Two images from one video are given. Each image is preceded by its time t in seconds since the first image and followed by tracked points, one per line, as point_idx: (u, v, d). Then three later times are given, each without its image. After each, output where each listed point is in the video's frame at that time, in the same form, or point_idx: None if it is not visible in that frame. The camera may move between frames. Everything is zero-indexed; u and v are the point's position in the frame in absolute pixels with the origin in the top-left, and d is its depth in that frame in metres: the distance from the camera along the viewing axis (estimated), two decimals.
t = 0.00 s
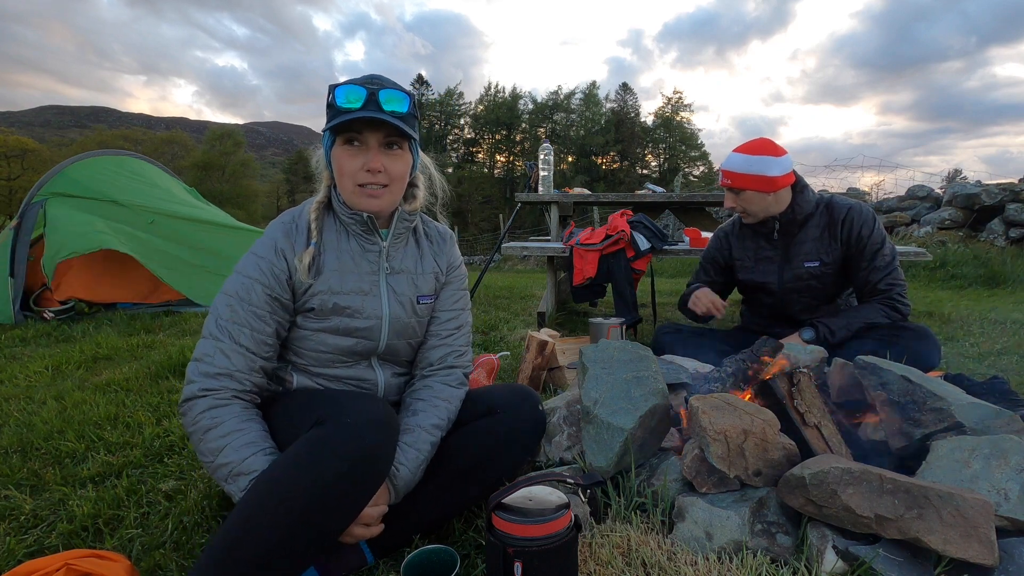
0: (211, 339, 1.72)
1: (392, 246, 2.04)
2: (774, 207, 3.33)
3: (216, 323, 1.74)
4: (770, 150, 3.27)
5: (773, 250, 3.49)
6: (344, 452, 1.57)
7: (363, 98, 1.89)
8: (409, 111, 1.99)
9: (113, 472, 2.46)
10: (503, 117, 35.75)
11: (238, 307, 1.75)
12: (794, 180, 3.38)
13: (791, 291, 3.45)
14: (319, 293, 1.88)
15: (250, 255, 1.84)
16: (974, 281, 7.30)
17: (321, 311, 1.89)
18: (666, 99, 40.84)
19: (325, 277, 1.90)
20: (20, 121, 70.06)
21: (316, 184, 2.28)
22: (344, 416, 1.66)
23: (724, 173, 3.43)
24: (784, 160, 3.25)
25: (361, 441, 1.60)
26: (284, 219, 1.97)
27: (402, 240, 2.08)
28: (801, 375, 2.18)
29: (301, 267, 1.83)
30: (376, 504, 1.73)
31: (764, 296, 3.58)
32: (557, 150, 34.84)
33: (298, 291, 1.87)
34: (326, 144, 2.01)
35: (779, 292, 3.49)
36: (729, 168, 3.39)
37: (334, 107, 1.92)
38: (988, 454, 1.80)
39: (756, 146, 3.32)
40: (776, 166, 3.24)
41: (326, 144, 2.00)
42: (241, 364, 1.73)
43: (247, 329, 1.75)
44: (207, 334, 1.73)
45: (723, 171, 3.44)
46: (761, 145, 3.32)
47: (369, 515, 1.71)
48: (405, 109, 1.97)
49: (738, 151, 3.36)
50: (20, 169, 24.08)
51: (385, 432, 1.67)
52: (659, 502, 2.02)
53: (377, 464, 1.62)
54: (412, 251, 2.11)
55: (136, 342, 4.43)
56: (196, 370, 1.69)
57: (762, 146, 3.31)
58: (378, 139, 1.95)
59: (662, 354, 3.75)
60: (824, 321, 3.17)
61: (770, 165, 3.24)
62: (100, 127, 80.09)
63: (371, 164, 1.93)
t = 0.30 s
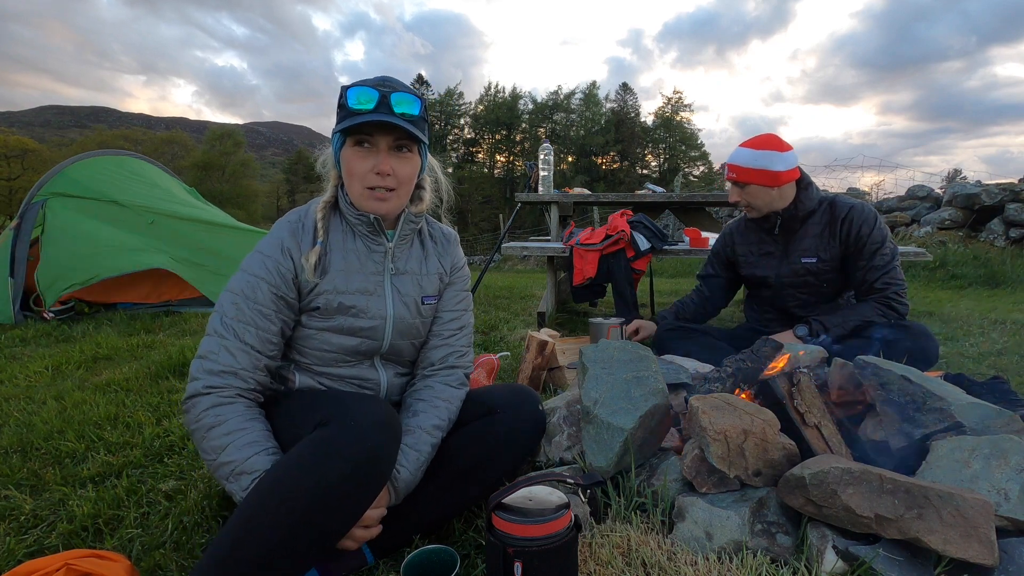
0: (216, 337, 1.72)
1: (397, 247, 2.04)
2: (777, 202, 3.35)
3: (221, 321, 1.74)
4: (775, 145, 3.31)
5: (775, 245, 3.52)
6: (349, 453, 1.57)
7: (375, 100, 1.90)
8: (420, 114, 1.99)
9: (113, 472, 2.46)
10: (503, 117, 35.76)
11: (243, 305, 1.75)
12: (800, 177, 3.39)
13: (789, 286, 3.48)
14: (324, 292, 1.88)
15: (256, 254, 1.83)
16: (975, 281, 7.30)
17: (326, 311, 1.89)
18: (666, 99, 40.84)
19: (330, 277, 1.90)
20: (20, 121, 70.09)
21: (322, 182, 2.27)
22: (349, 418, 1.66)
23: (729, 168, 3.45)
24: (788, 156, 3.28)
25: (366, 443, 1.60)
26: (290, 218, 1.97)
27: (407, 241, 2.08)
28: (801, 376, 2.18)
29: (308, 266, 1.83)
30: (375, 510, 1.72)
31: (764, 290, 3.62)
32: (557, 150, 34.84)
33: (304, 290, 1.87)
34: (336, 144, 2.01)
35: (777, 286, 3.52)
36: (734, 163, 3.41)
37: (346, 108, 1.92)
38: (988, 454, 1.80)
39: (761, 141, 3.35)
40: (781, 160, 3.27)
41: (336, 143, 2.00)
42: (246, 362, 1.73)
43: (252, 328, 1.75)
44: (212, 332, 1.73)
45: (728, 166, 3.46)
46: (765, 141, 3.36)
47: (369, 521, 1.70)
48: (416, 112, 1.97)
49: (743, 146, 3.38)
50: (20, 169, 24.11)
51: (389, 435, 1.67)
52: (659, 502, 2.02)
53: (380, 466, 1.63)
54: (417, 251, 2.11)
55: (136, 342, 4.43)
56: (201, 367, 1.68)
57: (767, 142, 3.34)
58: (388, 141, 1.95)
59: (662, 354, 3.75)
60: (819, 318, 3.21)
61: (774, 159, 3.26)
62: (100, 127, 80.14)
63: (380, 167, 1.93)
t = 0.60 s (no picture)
0: (223, 336, 1.72)
1: (403, 247, 2.04)
2: (782, 200, 3.35)
3: (227, 320, 1.73)
4: (782, 144, 3.31)
5: (778, 244, 3.52)
6: (356, 456, 1.57)
7: (385, 99, 1.89)
8: (428, 113, 2.00)
9: (113, 472, 2.46)
10: (503, 117, 35.75)
11: (250, 304, 1.75)
12: (805, 176, 3.39)
13: (790, 284, 3.47)
14: (330, 292, 1.88)
15: (263, 253, 1.83)
16: (975, 281, 7.29)
17: (332, 310, 1.89)
18: (666, 99, 40.84)
19: (337, 276, 1.90)
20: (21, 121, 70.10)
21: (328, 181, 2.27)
22: (356, 421, 1.66)
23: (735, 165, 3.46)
24: (794, 154, 3.28)
25: (372, 446, 1.60)
26: (297, 217, 1.97)
27: (413, 242, 2.08)
28: (801, 376, 2.18)
29: (315, 266, 1.84)
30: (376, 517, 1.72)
31: (765, 289, 3.61)
32: (557, 150, 34.83)
33: (310, 290, 1.87)
34: (344, 142, 2.01)
35: (778, 284, 3.52)
36: (741, 160, 3.42)
37: (355, 106, 1.92)
38: (988, 454, 1.80)
39: (768, 139, 3.36)
40: (787, 159, 3.26)
41: (344, 142, 2.00)
42: (252, 361, 1.73)
43: (259, 327, 1.75)
44: (219, 330, 1.72)
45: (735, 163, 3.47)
46: (772, 139, 3.36)
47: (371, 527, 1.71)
48: (424, 111, 1.98)
49: (750, 143, 3.39)
50: (20, 169, 24.12)
51: (395, 438, 1.67)
52: (659, 502, 2.02)
53: (386, 469, 1.63)
54: (422, 252, 2.11)
55: (136, 342, 4.43)
56: (208, 366, 1.68)
57: (773, 140, 3.34)
58: (396, 138, 1.95)
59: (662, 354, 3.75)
60: (821, 318, 3.19)
61: (779, 157, 3.26)
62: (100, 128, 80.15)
63: (388, 164, 1.94)
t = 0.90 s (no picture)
0: (228, 335, 1.72)
1: (408, 248, 2.04)
2: (779, 199, 3.35)
3: (232, 319, 1.73)
4: (777, 143, 3.32)
5: (776, 243, 3.52)
6: (360, 457, 1.57)
7: (388, 99, 1.90)
8: (432, 112, 2.00)
9: (113, 472, 2.46)
10: (503, 117, 35.74)
11: (256, 304, 1.75)
12: (802, 174, 3.40)
13: (789, 284, 3.48)
14: (335, 292, 1.88)
15: (268, 253, 1.83)
16: (975, 281, 7.29)
17: (336, 310, 1.89)
18: (666, 99, 40.85)
19: (342, 277, 1.89)
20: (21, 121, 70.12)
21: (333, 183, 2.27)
22: (360, 423, 1.66)
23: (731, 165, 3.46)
24: (790, 154, 3.29)
25: (376, 448, 1.60)
26: (302, 217, 1.97)
27: (417, 243, 2.08)
28: (801, 376, 2.19)
29: (321, 266, 1.83)
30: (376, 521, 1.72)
31: (764, 288, 3.61)
32: (557, 150, 34.82)
33: (315, 290, 1.87)
34: (349, 143, 2.01)
35: (777, 284, 3.53)
36: (737, 160, 3.42)
37: (360, 108, 1.92)
38: (988, 454, 1.80)
39: (764, 139, 3.36)
40: (783, 158, 3.27)
41: (349, 142, 2.00)
42: (257, 361, 1.73)
43: (264, 327, 1.75)
44: (223, 330, 1.72)
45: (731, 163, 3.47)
46: (767, 138, 3.36)
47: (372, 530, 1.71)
48: (428, 110, 1.97)
49: (746, 143, 3.39)
50: (21, 169, 24.13)
51: (399, 440, 1.67)
52: (659, 502, 2.02)
53: (389, 470, 1.63)
54: (426, 253, 2.11)
55: (136, 342, 4.43)
56: (212, 366, 1.68)
57: (769, 140, 3.35)
58: (402, 137, 1.95)
59: (662, 354, 3.75)
60: (821, 318, 3.19)
61: (776, 157, 3.27)
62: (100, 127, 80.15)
63: (395, 163, 1.94)
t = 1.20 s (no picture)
0: (229, 334, 1.72)
1: (408, 247, 2.04)
2: (776, 200, 3.36)
3: (234, 317, 1.73)
4: (775, 145, 3.31)
5: (776, 243, 3.52)
6: (360, 457, 1.57)
7: (389, 98, 1.90)
8: (432, 112, 2.00)
9: (113, 472, 2.46)
10: (503, 117, 35.74)
11: (257, 303, 1.75)
12: (801, 175, 3.40)
13: (788, 284, 3.48)
14: (335, 290, 1.88)
15: (269, 251, 1.83)
16: (974, 281, 7.29)
17: (336, 308, 1.89)
18: (666, 99, 40.85)
19: (342, 275, 1.90)
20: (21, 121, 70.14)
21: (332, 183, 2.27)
22: (359, 423, 1.66)
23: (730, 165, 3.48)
24: (786, 155, 3.28)
25: (375, 447, 1.60)
26: (302, 216, 1.97)
27: (417, 241, 2.08)
28: (802, 376, 2.19)
29: (321, 265, 1.83)
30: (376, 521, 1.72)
31: (763, 288, 3.62)
32: (557, 150, 34.81)
33: (316, 288, 1.86)
34: (350, 143, 2.01)
35: (776, 284, 3.53)
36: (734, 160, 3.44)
37: (361, 107, 1.92)
38: (988, 454, 1.81)
39: (762, 140, 3.36)
40: (778, 160, 3.27)
41: (350, 141, 2.00)
42: (258, 359, 1.73)
43: (265, 325, 1.75)
44: (225, 328, 1.72)
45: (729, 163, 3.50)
46: (767, 139, 3.36)
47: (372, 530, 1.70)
48: (428, 109, 1.98)
49: (744, 144, 3.40)
50: (21, 169, 24.13)
51: (399, 439, 1.67)
52: (659, 502, 2.02)
53: (389, 470, 1.63)
54: (425, 252, 2.11)
55: (136, 342, 4.43)
56: (214, 364, 1.68)
57: (767, 141, 3.34)
58: (403, 136, 1.95)
59: (662, 354, 3.75)
60: (821, 318, 3.18)
61: (770, 159, 3.27)
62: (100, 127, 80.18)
63: (396, 161, 1.94)
